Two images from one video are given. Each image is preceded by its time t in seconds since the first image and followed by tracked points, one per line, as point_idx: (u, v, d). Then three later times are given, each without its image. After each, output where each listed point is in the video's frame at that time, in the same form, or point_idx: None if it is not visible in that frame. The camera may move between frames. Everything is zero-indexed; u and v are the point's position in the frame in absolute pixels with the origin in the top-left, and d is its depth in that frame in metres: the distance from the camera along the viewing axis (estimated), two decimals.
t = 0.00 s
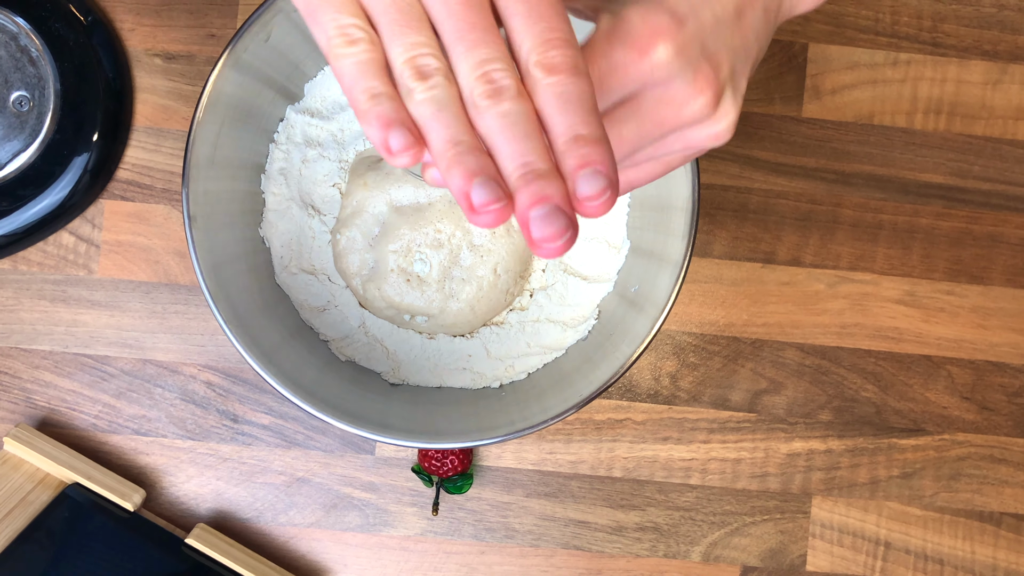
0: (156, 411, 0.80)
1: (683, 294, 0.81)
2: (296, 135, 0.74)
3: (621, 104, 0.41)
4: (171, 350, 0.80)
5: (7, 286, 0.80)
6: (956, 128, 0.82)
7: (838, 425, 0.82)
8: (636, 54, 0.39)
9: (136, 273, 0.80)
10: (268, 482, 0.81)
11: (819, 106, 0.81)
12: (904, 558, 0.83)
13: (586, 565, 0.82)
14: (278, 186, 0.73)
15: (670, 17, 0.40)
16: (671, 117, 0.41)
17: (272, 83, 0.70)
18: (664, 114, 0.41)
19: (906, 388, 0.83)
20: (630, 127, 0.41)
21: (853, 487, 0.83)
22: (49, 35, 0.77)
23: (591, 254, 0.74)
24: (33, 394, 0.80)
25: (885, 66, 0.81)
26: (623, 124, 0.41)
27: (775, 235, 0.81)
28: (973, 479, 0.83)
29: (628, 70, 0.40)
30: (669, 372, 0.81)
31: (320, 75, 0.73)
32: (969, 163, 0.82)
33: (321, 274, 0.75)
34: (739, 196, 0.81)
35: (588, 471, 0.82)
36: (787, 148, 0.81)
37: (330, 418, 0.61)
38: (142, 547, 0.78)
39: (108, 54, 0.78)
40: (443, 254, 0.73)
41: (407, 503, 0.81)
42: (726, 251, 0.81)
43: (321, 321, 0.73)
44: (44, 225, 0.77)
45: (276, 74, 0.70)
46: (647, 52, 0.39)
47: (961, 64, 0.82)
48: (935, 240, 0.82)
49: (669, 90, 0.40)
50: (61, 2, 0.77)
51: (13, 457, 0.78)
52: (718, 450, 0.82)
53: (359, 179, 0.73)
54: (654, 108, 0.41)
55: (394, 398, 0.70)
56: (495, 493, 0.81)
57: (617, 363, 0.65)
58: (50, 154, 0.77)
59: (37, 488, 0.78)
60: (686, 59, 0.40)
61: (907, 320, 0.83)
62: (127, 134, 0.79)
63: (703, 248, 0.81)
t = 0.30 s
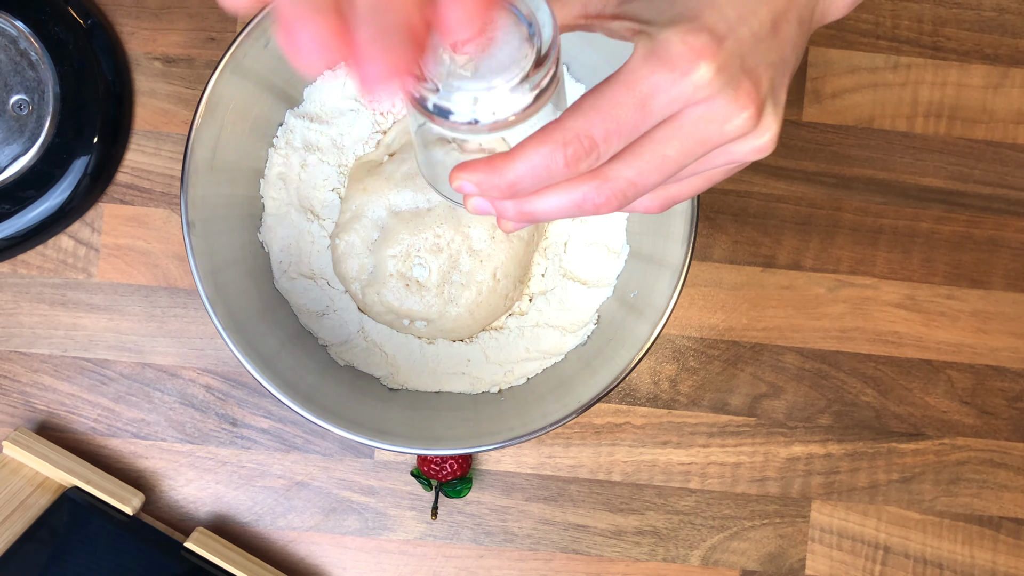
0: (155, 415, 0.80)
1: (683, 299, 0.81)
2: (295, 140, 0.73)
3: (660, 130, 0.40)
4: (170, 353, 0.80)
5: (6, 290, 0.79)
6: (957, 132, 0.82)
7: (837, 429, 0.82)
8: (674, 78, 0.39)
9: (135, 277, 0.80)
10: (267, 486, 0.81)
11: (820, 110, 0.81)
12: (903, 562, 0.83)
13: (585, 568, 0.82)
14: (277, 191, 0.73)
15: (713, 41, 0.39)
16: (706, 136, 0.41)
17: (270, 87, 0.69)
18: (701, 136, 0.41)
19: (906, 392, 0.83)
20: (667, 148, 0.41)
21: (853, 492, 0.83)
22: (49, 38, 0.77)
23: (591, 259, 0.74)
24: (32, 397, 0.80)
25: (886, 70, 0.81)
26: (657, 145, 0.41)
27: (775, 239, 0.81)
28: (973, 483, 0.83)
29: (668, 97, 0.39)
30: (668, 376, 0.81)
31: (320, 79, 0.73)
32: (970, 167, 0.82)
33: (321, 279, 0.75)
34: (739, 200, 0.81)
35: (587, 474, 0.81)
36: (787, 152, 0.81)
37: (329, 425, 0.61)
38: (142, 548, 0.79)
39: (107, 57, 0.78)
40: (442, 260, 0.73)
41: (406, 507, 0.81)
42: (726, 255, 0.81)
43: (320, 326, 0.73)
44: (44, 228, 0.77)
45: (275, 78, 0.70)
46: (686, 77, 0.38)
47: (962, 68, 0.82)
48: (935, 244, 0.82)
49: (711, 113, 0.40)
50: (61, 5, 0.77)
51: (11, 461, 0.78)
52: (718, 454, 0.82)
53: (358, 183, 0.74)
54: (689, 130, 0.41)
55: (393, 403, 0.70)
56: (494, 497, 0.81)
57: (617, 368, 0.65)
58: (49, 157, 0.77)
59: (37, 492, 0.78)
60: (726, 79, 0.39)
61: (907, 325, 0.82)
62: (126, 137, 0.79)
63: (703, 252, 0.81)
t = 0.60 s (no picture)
0: (158, 413, 0.80)
1: (688, 297, 0.81)
2: (299, 137, 0.73)
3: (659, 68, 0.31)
4: (172, 351, 0.79)
5: (8, 287, 0.79)
6: (964, 130, 0.81)
7: (843, 429, 0.82)
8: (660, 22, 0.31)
9: (137, 274, 0.79)
10: (270, 484, 0.80)
11: (826, 108, 0.81)
12: (908, 563, 0.82)
13: (589, 568, 0.82)
14: (280, 188, 0.72)
15: None
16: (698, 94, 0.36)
17: (275, 83, 0.69)
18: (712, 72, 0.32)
19: (912, 392, 0.82)
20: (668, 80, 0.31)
21: (858, 491, 0.82)
22: (50, 34, 0.77)
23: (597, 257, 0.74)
24: (34, 395, 0.80)
25: (892, 67, 0.81)
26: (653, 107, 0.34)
27: (781, 237, 0.81)
28: (979, 483, 0.82)
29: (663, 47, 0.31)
30: (673, 375, 0.80)
31: (324, 75, 0.73)
32: (977, 165, 0.82)
33: (324, 277, 0.74)
34: (745, 198, 0.80)
35: (592, 474, 0.81)
36: (793, 150, 0.81)
37: (334, 423, 0.61)
38: (145, 549, 0.78)
39: (109, 52, 0.77)
40: (447, 258, 0.72)
41: (409, 506, 0.81)
42: (732, 254, 0.80)
43: (324, 324, 0.73)
44: (45, 225, 0.77)
45: (279, 75, 0.69)
46: None
47: (969, 66, 0.81)
48: (942, 242, 0.82)
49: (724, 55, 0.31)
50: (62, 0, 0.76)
51: (13, 459, 0.77)
52: (723, 454, 0.81)
53: (362, 180, 0.73)
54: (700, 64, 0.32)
55: (398, 402, 0.70)
56: (498, 496, 0.81)
57: (623, 368, 0.64)
58: (51, 154, 0.77)
59: (38, 490, 0.77)
60: None
61: (914, 324, 0.82)
62: (129, 133, 0.79)
63: (708, 250, 0.81)
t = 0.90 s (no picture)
0: (159, 412, 0.79)
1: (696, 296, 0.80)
2: (303, 132, 0.72)
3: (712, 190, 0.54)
4: (174, 349, 0.79)
5: (8, 284, 0.78)
6: (974, 128, 0.81)
7: (851, 429, 0.81)
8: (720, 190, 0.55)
9: (139, 271, 0.78)
10: (272, 484, 0.79)
11: (835, 105, 0.80)
12: (916, 564, 0.81)
13: (594, 569, 0.81)
14: (284, 184, 0.71)
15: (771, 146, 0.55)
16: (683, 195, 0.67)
17: (279, 79, 0.69)
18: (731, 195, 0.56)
19: (921, 391, 0.81)
20: (720, 189, 0.54)
21: (866, 492, 0.81)
22: (51, 28, 0.76)
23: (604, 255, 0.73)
24: (34, 393, 0.79)
25: (902, 64, 0.80)
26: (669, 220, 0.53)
27: (789, 235, 0.80)
28: (989, 484, 0.81)
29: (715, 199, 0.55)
30: (680, 374, 0.80)
31: (328, 71, 0.73)
32: (987, 163, 0.81)
33: (328, 274, 0.74)
34: (753, 195, 0.80)
35: (598, 474, 0.80)
36: (801, 147, 0.80)
37: (337, 423, 0.60)
38: (146, 549, 0.77)
39: (110, 47, 0.76)
40: (453, 255, 0.71)
41: (414, 506, 0.80)
42: (739, 252, 0.80)
43: (327, 322, 0.72)
44: (45, 222, 0.76)
45: (283, 71, 0.69)
46: (743, 157, 0.54)
47: (980, 63, 0.80)
48: (952, 241, 0.81)
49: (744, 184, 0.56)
50: None
51: (13, 458, 0.77)
52: (730, 454, 0.80)
53: (366, 177, 0.72)
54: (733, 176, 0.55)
55: (402, 401, 0.69)
56: (503, 496, 0.80)
57: (631, 368, 0.63)
58: (52, 150, 0.76)
59: (38, 490, 0.77)
60: (766, 159, 0.54)
61: (923, 323, 0.81)
62: (130, 129, 0.78)
63: (716, 248, 0.80)
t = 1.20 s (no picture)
0: (160, 410, 0.78)
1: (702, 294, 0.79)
2: (307, 127, 0.71)
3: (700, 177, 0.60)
4: (175, 347, 0.78)
5: (7, 281, 0.77)
6: (984, 124, 0.80)
7: (860, 428, 0.80)
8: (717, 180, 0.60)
9: (140, 268, 0.78)
10: (275, 483, 0.78)
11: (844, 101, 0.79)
12: (926, 565, 0.80)
13: (600, 570, 0.80)
14: (287, 180, 0.71)
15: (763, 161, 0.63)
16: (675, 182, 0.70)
17: (282, 73, 0.68)
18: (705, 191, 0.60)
19: (930, 390, 0.80)
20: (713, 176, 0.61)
21: (875, 492, 0.80)
22: (51, 22, 0.75)
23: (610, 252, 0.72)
24: (34, 391, 0.78)
25: (911, 59, 0.79)
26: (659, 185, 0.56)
27: (797, 233, 0.79)
28: (998, 484, 0.80)
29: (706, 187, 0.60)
30: (686, 373, 0.79)
31: (332, 65, 0.72)
32: (996, 160, 0.80)
33: (332, 271, 0.73)
34: (761, 192, 0.79)
35: (603, 473, 0.79)
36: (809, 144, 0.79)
37: (340, 421, 0.59)
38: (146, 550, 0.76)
39: (111, 41, 0.75)
40: (458, 252, 0.71)
41: (417, 506, 0.79)
42: (747, 249, 0.79)
43: (331, 319, 0.71)
44: (45, 218, 0.75)
45: (287, 64, 0.68)
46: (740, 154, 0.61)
47: (990, 58, 0.79)
48: (962, 238, 0.80)
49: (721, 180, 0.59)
50: None
51: (13, 457, 0.76)
52: (737, 453, 0.80)
53: (370, 172, 0.72)
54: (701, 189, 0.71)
55: (407, 400, 0.68)
56: (508, 496, 0.79)
57: (638, 366, 0.62)
58: (51, 146, 0.75)
59: (38, 489, 0.76)
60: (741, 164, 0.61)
61: (932, 321, 0.80)
62: (131, 124, 0.77)
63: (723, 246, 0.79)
